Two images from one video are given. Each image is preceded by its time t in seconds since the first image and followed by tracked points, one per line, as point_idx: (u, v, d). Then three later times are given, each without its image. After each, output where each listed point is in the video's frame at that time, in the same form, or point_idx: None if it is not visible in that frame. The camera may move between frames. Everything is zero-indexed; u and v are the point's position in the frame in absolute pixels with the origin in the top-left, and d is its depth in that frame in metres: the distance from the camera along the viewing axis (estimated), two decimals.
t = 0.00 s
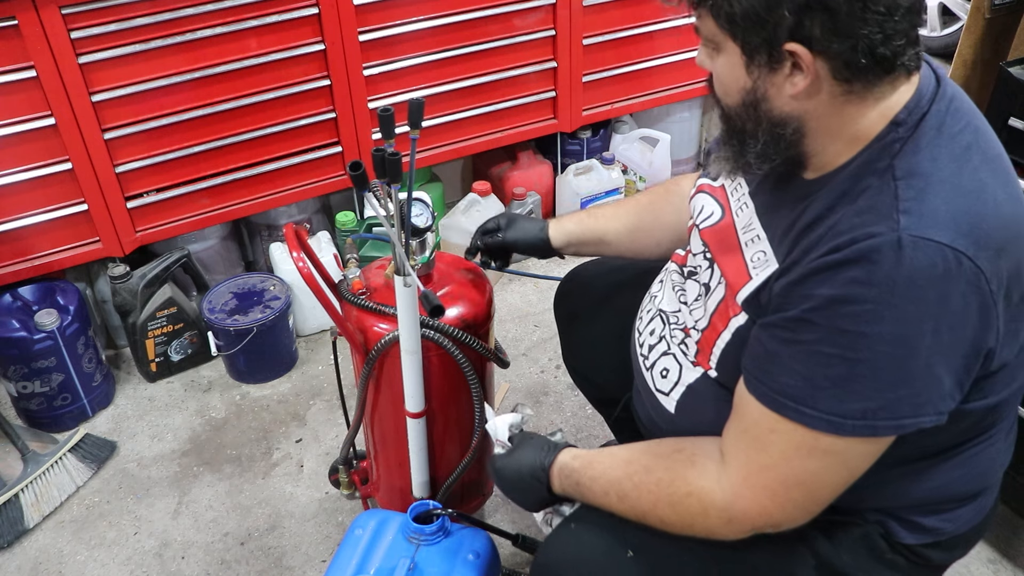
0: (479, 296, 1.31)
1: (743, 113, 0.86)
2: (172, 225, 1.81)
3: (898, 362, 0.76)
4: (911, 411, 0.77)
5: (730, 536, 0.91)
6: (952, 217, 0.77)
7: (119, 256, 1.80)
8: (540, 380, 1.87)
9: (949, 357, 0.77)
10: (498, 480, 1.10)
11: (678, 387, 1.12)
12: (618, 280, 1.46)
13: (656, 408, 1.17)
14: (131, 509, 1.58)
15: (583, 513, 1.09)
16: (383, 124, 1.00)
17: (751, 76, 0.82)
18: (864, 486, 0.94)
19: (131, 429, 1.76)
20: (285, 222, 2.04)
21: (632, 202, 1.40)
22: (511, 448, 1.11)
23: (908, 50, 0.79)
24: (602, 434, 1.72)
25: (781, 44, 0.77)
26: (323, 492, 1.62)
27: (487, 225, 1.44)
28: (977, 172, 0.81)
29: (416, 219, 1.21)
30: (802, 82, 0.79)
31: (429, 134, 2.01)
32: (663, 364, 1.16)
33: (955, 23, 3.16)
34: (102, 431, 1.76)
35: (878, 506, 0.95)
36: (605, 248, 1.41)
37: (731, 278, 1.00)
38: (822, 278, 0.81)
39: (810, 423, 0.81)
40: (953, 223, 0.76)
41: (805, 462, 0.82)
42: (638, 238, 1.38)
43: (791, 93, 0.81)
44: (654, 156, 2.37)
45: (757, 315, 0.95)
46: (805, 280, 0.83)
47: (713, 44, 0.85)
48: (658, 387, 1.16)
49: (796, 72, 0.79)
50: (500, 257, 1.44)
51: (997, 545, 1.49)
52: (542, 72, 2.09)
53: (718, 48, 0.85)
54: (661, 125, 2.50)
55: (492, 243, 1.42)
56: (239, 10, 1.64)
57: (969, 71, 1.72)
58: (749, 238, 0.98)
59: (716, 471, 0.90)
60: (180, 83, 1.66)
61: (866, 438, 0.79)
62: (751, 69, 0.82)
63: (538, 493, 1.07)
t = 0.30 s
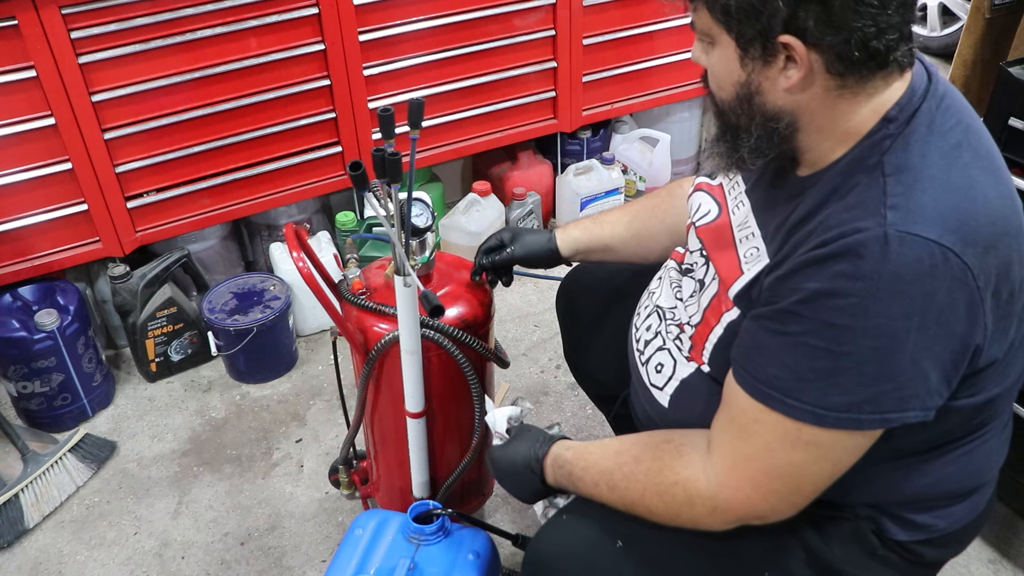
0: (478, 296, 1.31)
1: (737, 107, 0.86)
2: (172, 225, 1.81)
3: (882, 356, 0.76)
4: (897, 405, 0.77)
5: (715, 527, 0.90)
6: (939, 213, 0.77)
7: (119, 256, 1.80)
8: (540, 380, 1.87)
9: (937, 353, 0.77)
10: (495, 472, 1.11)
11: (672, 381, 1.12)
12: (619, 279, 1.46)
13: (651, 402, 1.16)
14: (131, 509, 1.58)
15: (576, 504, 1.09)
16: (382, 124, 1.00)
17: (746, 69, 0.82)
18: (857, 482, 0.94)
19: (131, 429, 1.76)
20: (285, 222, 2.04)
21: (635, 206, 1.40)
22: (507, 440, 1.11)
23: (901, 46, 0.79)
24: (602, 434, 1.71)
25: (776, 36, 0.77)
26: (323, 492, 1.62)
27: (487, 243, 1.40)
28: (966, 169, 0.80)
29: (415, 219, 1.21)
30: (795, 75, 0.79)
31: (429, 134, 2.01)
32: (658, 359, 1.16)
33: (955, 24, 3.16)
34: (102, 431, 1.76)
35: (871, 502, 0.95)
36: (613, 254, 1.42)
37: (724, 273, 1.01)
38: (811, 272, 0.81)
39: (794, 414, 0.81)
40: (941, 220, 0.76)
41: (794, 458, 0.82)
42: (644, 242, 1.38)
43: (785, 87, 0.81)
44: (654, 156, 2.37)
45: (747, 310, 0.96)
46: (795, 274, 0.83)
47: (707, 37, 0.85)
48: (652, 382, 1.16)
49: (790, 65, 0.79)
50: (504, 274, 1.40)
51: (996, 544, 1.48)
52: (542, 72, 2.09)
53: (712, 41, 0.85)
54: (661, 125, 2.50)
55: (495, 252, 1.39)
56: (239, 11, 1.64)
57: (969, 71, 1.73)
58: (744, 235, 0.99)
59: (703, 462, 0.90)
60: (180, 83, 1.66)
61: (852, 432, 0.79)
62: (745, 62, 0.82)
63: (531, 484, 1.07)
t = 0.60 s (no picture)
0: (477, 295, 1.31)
1: (736, 109, 0.87)
2: (172, 225, 1.81)
3: (882, 357, 0.76)
4: (898, 406, 0.77)
5: (717, 529, 0.90)
6: (940, 214, 0.77)
7: (119, 255, 1.80)
8: (540, 380, 1.87)
9: (937, 354, 0.77)
10: (495, 475, 1.11)
11: (672, 384, 1.12)
12: (620, 281, 1.44)
13: (650, 403, 1.16)
14: (131, 509, 1.58)
15: (576, 508, 1.09)
16: (382, 124, 1.00)
17: (745, 71, 0.82)
18: (857, 483, 0.94)
19: (131, 429, 1.76)
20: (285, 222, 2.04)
21: (636, 208, 1.41)
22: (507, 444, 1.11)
23: (900, 47, 0.79)
24: (601, 434, 1.71)
25: (774, 37, 0.77)
26: (323, 492, 1.62)
27: (491, 256, 1.42)
28: (966, 170, 0.80)
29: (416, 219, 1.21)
30: (795, 76, 0.79)
31: (429, 134, 2.01)
32: (657, 361, 1.16)
33: (954, 24, 3.17)
34: (102, 431, 1.76)
35: (871, 503, 0.95)
36: (615, 258, 1.43)
37: (723, 274, 1.01)
38: (812, 273, 0.81)
39: (795, 416, 0.81)
40: (941, 219, 0.76)
41: (794, 458, 0.82)
42: (646, 245, 1.39)
43: (784, 89, 0.81)
44: (654, 156, 2.36)
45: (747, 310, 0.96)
46: (795, 275, 0.83)
47: (706, 39, 0.86)
48: (651, 383, 1.16)
49: (790, 66, 0.79)
50: (510, 284, 1.40)
51: (995, 544, 1.48)
52: (542, 72, 2.09)
53: (711, 44, 0.85)
54: (661, 125, 2.50)
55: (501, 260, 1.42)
56: (239, 11, 1.64)
57: (969, 71, 1.73)
58: (743, 236, 0.99)
59: (704, 464, 0.90)
60: (180, 83, 1.66)
61: (852, 433, 0.79)
62: (744, 64, 0.82)
63: (533, 488, 1.08)
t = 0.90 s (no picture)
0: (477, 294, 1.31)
1: (742, 111, 0.87)
2: (172, 225, 1.81)
3: (887, 363, 0.76)
4: (902, 413, 0.77)
5: (718, 533, 0.90)
6: (947, 220, 0.77)
7: (119, 256, 1.80)
8: (540, 380, 1.87)
9: (940, 359, 0.77)
10: (492, 481, 1.11)
11: (672, 388, 1.11)
12: (620, 282, 1.43)
13: (649, 407, 1.16)
14: (131, 509, 1.58)
15: (576, 516, 1.09)
16: (382, 123, 1.00)
17: (751, 73, 0.82)
18: (858, 486, 0.94)
19: (131, 429, 1.76)
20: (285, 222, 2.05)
21: (636, 208, 1.41)
22: (506, 451, 1.11)
23: (908, 50, 0.79)
24: (601, 435, 1.71)
25: (782, 39, 0.77)
26: (323, 492, 1.62)
27: (488, 257, 1.44)
28: (972, 175, 0.81)
29: (416, 219, 1.21)
30: (802, 79, 0.79)
31: (429, 134, 2.01)
32: (656, 364, 1.16)
33: (954, 24, 3.17)
34: (102, 431, 1.76)
35: (872, 505, 0.95)
36: (615, 258, 1.44)
37: (725, 277, 1.01)
38: (815, 279, 0.81)
39: (800, 423, 0.81)
40: (947, 226, 0.76)
41: (797, 464, 0.82)
42: (645, 245, 1.39)
43: (791, 91, 0.81)
44: (654, 156, 2.36)
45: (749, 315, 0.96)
46: (799, 280, 0.83)
47: (712, 40, 0.86)
48: (650, 387, 1.16)
49: (796, 68, 0.79)
50: (508, 286, 1.41)
51: (996, 545, 1.48)
52: (542, 72, 2.09)
53: (717, 45, 0.85)
54: (661, 125, 2.50)
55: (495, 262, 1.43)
56: (239, 11, 1.64)
57: (969, 71, 1.73)
58: (744, 237, 0.99)
59: (704, 470, 0.90)
60: (180, 83, 1.66)
61: (856, 439, 0.79)
62: (751, 66, 0.82)
63: (532, 495, 1.08)
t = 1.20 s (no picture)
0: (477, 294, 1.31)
1: (750, 117, 0.86)
2: (172, 225, 1.81)
3: (893, 373, 0.76)
4: (906, 422, 0.77)
5: (717, 538, 0.91)
6: (955, 231, 0.77)
7: (119, 256, 1.80)
8: (540, 380, 1.87)
9: (944, 367, 0.77)
10: (491, 481, 1.11)
11: (674, 391, 1.11)
12: (620, 289, 1.44)
13: (649, 409, 1.16)
14: (131, 509, 1.58)
15: (575, 517, 1.09)
16: (382, 124, 1.00)
17: (761, 79, 0.82)
18: (860, 490, 0.93)
19: (131, 429, 1.76)
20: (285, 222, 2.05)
21: (633, 201, 1.40)
22: (505, 451, 1.11)
23: (919, 57, 0.78)
24: (600, 435, 1.71)
25: (794, 46, 0.77)
26: (323, 492, 1.62)
27: (479, 245, 1.39)
28: (980, 184, 0.81)
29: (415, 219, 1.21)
30: (811, 85, 0.79)
31: (429, 134, 2.01)
32: (656, 367, 1.16)
33: (954, 23, 3.17)
34: (102, 431, 1.76)
35: (873, 509, 0.95)
36: (608, 250, 1.42)
37: (728, 282, 1.01)
38: (820, 288, 0.81)
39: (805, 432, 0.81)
40: (955, 236, 0.76)
41: (802, 472, 0.82)
42: (642, 238, 1.38)
43: (800, 97, 0.81)
44: (654, 156, 2.36)
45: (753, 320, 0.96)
46: (804, 288, 0.83)
47: (719, 45, 0.86)
48: (651, 389, 1.16)
49: (807, 75, 0.79)
50: (496, 274, 1.35)
51: (995, 545, 1.48)
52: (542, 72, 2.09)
53: (725, 50, 0.85)
54: (661, 125, 2.50)
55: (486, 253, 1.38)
56: (239, 11, 1.64)
57: (969, 71, 1.73)
58: (747, 241, 0.99)
59: (706, 475, 0.90)
60: (180, 83, 1.66)
61: (862, 448, 0.79)
62: (760, 72, 0.82)
63: (531, 496, 1.08)
